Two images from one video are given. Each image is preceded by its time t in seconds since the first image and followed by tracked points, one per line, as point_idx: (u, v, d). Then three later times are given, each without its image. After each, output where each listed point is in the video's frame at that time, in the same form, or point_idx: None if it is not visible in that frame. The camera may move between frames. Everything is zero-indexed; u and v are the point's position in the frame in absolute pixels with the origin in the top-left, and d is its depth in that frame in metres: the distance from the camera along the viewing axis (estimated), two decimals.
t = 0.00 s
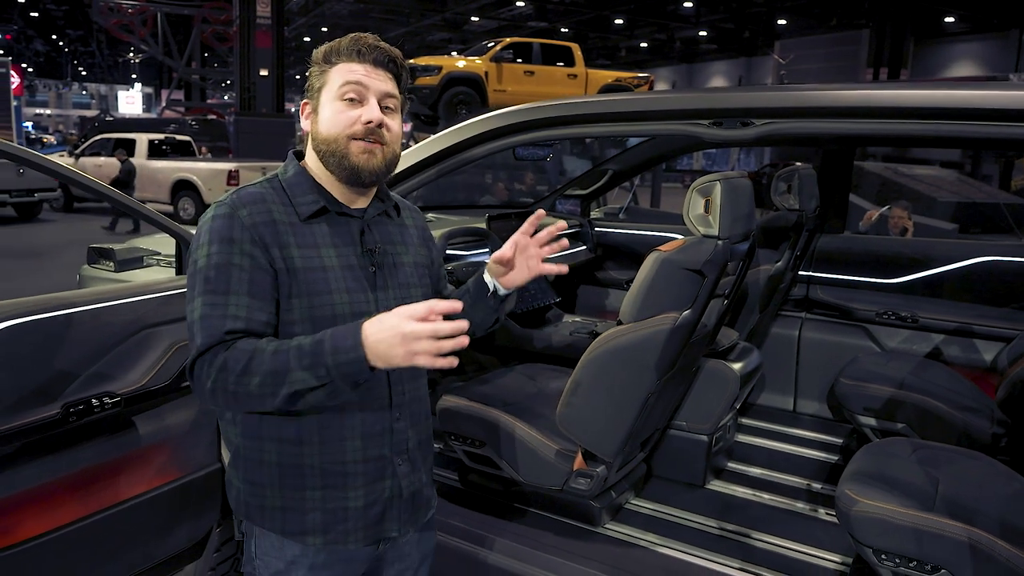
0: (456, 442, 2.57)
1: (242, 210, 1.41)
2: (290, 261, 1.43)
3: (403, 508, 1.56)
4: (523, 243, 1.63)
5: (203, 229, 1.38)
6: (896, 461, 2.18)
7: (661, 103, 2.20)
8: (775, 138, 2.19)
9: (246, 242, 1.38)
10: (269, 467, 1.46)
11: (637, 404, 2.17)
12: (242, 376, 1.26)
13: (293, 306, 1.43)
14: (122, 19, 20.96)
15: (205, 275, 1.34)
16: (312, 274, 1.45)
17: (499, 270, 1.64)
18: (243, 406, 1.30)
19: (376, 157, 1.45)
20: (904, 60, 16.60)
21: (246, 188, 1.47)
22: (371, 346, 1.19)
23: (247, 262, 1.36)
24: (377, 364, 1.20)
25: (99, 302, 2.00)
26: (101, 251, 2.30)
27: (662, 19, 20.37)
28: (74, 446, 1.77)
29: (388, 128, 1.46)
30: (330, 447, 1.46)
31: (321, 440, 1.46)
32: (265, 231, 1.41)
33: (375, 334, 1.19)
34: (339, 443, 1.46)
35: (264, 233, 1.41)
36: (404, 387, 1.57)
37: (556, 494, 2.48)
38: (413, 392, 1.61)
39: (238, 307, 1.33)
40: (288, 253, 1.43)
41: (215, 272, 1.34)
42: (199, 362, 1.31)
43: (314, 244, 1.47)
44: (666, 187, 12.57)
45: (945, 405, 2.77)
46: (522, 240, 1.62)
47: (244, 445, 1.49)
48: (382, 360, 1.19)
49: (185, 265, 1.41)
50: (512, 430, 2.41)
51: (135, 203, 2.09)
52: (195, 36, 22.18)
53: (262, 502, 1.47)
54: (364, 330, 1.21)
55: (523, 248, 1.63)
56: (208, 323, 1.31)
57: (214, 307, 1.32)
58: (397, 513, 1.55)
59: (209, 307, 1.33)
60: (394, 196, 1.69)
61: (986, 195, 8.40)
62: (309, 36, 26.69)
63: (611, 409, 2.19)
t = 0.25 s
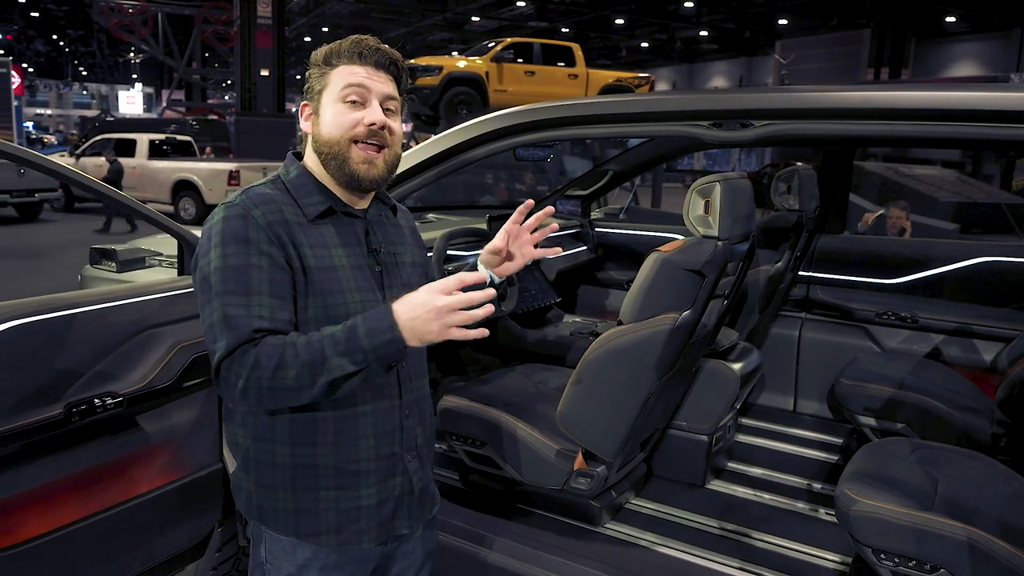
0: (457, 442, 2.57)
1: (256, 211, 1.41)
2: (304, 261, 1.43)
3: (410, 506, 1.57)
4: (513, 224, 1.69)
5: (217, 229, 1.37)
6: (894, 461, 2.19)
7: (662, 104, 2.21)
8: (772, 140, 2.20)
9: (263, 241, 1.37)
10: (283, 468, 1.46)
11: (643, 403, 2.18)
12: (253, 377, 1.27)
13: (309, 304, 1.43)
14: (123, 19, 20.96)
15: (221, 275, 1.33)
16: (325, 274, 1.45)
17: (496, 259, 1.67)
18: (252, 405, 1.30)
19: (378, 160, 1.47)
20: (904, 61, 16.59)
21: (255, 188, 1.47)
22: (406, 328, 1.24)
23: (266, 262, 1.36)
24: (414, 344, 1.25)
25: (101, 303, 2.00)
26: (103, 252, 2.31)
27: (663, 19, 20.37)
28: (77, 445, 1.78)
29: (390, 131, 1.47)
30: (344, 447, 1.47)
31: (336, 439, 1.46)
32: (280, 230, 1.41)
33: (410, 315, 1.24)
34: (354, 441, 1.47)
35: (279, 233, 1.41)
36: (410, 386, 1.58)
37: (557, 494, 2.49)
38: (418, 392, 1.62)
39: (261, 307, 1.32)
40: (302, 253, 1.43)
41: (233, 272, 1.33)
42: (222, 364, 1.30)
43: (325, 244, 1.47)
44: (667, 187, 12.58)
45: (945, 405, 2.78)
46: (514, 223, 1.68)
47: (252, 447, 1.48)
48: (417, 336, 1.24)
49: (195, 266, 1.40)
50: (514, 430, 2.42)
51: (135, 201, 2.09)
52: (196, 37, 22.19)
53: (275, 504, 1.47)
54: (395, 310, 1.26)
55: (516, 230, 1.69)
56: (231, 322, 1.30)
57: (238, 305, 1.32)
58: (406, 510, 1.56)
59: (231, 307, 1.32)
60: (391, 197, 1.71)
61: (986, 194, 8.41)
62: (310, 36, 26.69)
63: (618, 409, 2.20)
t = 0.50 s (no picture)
0: (460, 444, 2.58)
1: (268, 216, 1.42)
2: (315, 266, 1.44)
3: (419, 508, 1.58)
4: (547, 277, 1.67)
5: (228, 234, 1.38)
6: (896, 461, 2.19)
7: (665, 107, 2.21)
8: (774, 142, 2.20)
9: (276, 247, 1.38)
10: (293, 472, 1.46)
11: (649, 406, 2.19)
12: (264, 381, 1.28)
13: (321, 310, 1.43)
14: (124, 20, 20.98)
15: (233, 280, 1.34)
16: (336, 279, 1.46)
17: (509, 296, 1.66)
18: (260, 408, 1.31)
19: (389, 169, 1.48)
20: (905, 61, 16.59)
21: (264, 193, 1.47)
22: (426, 373, 1.30)
23: (278, 268, 1.37)
24: (429, 391, 1.31)
25: (103, 305, 1.99)
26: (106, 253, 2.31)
27: (663, 19, 20.37)
28: (83, 446, 1.79)
29: (401, 141, 1.48)
30: (355, 450, 1.48)
31: (347, 442, 1.47)
32: (293, 236, 1.42)
33: (434, 363, 1.30)
34: (365, 443, 1.48)
35: (291, 239, 1.42)
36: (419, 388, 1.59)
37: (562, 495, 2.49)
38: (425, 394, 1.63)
39: (273, 314, 1.33)
40: (314, 258, 1.44)
41: (246, 278, 1.34)
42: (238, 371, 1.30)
43: (335, 249, 1.48)
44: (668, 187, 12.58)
45: (947, 406, 2.79)
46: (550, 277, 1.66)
47: (261, 453, 1.47)
48: (434, 387, 1.30)
49: (203, 270, 1.40)
50: (521, 433, 2.42)
51: (136, 202, 2.09)
52: (197, 37, 22.20)
53: (285, 509, 1.47)
54: (421, 354, 1.31)
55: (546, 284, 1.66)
56: (244, 328, 1.31)
57: (251, 311, 1.32)
58: (416, 512, 1.57)
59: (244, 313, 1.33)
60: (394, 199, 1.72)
61: (986, 194, 8.41)
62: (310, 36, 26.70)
63: (623, 413, 2.20)
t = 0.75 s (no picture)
0: (464, 444, 2.58)
1: (276, 217, 1.42)
2: (321, 267, 1.44)
3: (419, 510, 1.57)
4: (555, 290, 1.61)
5: (235, 234, 1.38)
6: (900, 462, 2.20)
7: (670, 107, 2.21)
8: (779, 143, 2.19)
9: (281, 248, 1.39)
10: (294, 471, 1.47)
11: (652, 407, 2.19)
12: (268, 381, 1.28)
13: (325, 311, 1.43)
14: (124, 20, 20.97)
15: (239, 280, 1.34)
16: (342, 280, 1.46)
17: (517, 309, 1.63)
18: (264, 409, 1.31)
19: (400, 177, 1.49)
20: (905, 61, 16.59)
21: (273, 193, 1.48)
22: (427, 391, 1.30)
23: (284, 269, 1.37)
24: (429, 409, 1.31)
25: (108, 305, 2.00)
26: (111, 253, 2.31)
27: (663, 19, 20.36)
28: (87, 446, 1.79)
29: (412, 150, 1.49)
30: (356, 452, 1.48)
31: (347, 443, 1.48)
32: (300, 237, 1.43)
33: (436, 383, 1.30)
34: (366, 445, 1.49)
35: (298, 240, 1.42)
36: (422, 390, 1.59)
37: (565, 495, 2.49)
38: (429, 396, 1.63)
39: (277, 316, 1.33)
40: (320, 260, 1.44)
41: (251, 279, 1.34)
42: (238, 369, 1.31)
43: (342, 250, 1.48)
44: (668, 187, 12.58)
45: (949, 407, 2.79)
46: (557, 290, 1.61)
47: (264, 451, 1.48)
48: (433, 405, 1.31)
49: (211, 270, 1.41)
50: (524, 433, 2.42)
51: (141, 202, 2.09)
52: (197, 37, 22.21)
53: (285, 507, 1.48)
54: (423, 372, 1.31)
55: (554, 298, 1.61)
56: (247, 327, 1.32)
57: (255, 310, 1.33)
58: (415, 514, 1.57)
59: (248, 313, 1.34)
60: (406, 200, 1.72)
61: (987, 195, 8.41)
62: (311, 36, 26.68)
63: (626, 414, 2.20)
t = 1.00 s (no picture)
0: (465, 444, 2.58)
1: (274, 215, 1.42)
2: (319, 265, 1.44)
3: (417, 512, 1.56)
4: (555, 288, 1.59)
5: (234, 231, 1.39)
6: (903, 461, 2.19)
7: (672, 106, 2.21)
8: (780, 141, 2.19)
9: (278, 245, 1.38)
10: (291, 469, 1.47)
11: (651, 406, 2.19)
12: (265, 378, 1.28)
13: (322, 309, 1.43)
14: (124, 21, 20.99)
15: (235, 277, 1.34)
16: (340, 278, 1.45)
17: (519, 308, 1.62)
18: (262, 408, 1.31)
19: (401, 178, 1.48)
20: (906, 62, 16.58)
21: (274, 191, 1.48)
22: (420, 388, 1.29)
23: (281, 266, 1.37)
24: (421, 406, 1.30)
25: (108, 305, 2.00)
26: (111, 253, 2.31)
27: (663, 19, 20.36)
28: (87, 446, 1.79)
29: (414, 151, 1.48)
30: (352, 451, 1.48)
31: (343, 442, 1.47)
32: (297, 236, 1.42)
33: (428, 380, 1.28)
34: (362, 445, 1.48)
35: (296, 238, 1.42)
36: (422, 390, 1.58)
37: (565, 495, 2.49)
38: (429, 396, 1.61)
39: (271, 313, 1.34)
40: (317, 257, 1.44)
41: (247, 276, 1.34)
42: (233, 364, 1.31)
43: (340, 248, 1.48)
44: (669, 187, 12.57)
45: (950, 407, 2.79)
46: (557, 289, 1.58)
47: (264, 449, 1.48)
48: (426, 403, 1.29)
49: (210, 267, 1.41)
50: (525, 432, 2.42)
51: (141, 203, 2.09)
52: (197, 38, 22.22)
53: (282, 506, 1.48)
54: (415, 370, 1.30)
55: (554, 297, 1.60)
56: (242, 324, 1.32)
57: (249, 307, 1.33)
58: (413, 515, 1.56)
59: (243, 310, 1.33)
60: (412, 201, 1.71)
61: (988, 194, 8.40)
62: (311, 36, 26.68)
63: (625, 412, 2.20)
